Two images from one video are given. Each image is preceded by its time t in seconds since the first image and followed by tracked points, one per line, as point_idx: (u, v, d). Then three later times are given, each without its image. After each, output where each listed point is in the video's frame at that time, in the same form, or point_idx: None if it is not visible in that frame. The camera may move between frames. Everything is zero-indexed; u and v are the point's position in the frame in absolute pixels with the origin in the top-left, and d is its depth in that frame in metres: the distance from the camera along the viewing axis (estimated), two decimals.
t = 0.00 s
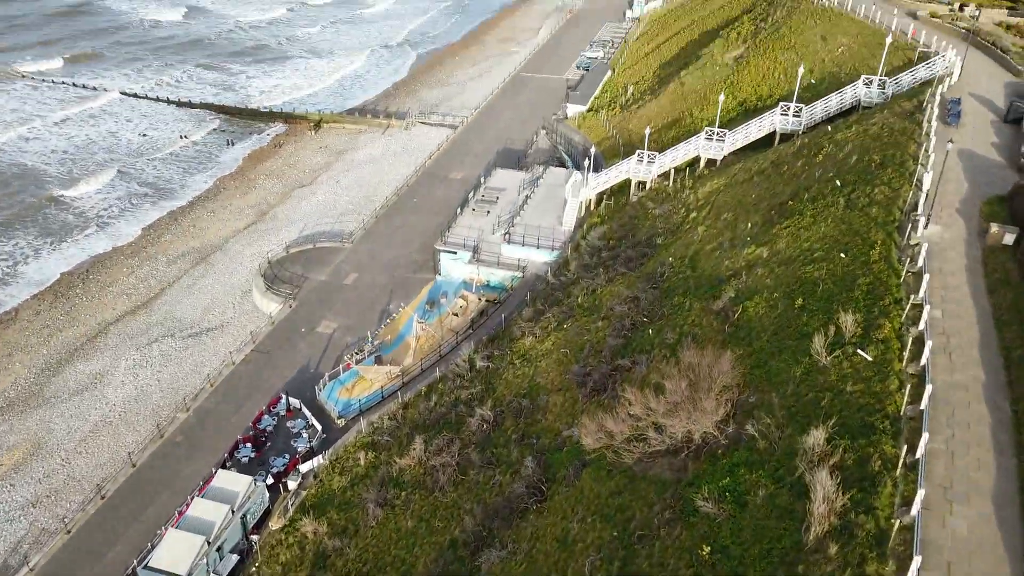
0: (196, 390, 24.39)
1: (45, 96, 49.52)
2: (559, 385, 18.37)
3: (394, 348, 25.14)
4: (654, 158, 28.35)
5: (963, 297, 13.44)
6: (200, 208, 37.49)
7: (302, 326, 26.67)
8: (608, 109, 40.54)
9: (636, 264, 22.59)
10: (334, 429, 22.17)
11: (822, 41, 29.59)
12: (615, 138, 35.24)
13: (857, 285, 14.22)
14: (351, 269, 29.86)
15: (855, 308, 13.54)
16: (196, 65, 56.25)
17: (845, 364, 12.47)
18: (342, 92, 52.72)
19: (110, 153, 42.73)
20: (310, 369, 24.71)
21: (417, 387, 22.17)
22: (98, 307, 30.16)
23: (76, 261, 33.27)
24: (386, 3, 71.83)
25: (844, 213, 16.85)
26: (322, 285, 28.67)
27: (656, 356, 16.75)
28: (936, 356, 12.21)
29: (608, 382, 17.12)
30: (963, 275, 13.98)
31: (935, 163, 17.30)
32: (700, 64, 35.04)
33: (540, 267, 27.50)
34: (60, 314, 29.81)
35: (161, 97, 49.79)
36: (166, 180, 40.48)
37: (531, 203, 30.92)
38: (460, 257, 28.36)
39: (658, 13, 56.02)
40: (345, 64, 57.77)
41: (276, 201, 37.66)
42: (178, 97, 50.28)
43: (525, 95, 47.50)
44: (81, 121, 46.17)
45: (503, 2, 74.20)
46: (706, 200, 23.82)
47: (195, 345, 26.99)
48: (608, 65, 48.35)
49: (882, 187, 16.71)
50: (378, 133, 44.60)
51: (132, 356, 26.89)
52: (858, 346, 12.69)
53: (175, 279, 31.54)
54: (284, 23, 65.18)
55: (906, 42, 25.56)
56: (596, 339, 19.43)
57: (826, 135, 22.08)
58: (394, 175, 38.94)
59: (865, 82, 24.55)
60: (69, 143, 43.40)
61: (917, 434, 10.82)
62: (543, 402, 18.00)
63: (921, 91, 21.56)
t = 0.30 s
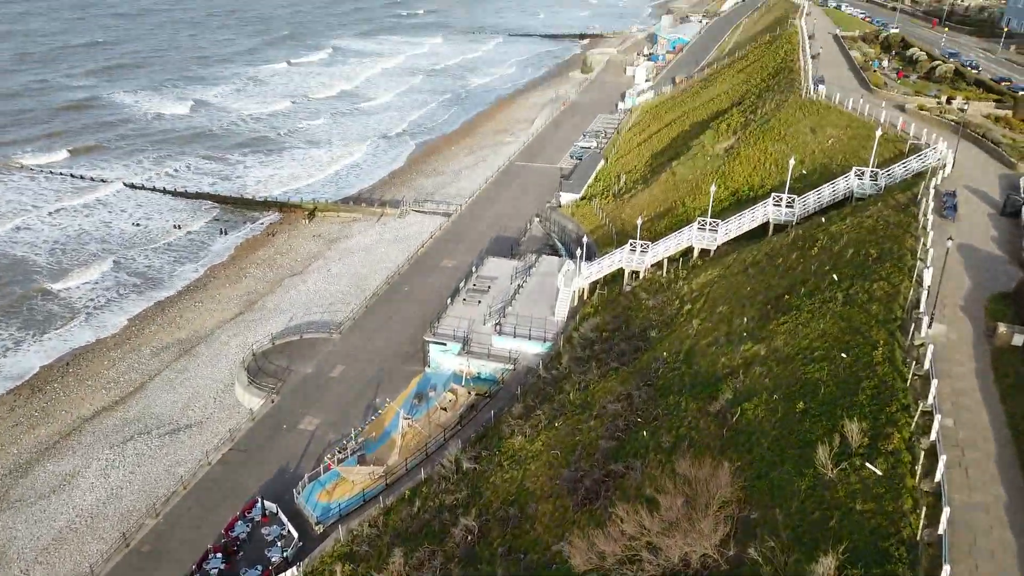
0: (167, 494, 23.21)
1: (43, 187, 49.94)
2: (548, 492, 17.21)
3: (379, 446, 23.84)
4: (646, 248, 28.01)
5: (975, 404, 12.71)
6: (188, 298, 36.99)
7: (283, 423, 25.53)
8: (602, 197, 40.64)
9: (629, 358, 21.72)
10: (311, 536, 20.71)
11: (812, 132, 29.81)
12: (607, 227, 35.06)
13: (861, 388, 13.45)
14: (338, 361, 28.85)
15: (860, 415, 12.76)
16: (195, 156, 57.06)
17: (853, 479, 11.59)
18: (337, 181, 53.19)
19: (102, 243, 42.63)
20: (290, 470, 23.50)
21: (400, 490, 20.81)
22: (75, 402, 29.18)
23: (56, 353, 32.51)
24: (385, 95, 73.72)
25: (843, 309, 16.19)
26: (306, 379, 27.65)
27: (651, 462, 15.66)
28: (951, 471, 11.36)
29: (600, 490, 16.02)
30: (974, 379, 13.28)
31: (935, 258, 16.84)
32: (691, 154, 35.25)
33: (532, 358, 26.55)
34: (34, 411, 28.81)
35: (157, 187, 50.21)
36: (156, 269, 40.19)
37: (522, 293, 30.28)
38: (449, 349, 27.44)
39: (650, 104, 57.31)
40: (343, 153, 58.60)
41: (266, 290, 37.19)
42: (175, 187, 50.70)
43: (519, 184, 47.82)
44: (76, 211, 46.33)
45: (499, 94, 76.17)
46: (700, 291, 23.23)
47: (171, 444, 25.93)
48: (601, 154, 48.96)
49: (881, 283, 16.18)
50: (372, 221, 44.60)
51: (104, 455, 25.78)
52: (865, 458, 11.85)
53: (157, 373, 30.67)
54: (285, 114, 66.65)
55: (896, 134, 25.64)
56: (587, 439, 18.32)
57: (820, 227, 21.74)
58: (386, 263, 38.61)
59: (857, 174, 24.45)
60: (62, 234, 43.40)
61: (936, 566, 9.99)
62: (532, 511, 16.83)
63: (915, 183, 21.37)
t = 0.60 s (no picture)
0: (138, 568, 22.10)
1: (34, 242, 49.54)
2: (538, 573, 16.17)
3: (363, 516, 22.55)
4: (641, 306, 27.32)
5: (992, 484, 12.01)
6: (173, 356, 36.19)
7: (264, 490, 24.36)
8: (596, 252, 40.12)
9: (624, 423, 20.78)
10: None
11: (807, 188, 29.41)
12: (602, 283, 34.37)
13: (869, 465, 12.88)
14: (323, 422, 27.74)
15: (869, 497, 12.31)
16: (189, 210, 56.88)
17: (864, 570, 11.20)
18: (331, 235, 52.86)
19: (89, 299, 42.02)
20: (268, 542, 22.36)
21: (381, 567, 19.85)
22: (50, 467, 28.12)
23: (34, 415, 31.55)
24: (381, 149, 74.08)
25: (846, 376, 15.42)
26: (289, 442, 26.52)
27: (644, 541, 14.49)
28: (970, 563, 10.70)
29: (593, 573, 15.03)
30: (988, 455, 12.56)
31: (940, 321, 16.19)
32: (686, 208, 34.82)
33: (524, 421, 25.44)
34: (7, 477, 27.71)
35: (149, 241, 49.86)
36: (142, 326, 39.48)
37: (515, 352, 29.33)
38: (439, 411, 26.33)
39: (645, 158, 57.41)
40: (338, 207, 58.50)
41: (254, 347, 36.41)
42: (167, 242, 50.33)
43: (513, 237, 47.37)
44: (65, 267, 45.80)
45: (495, 147, 76.58)
46: (696, 352, 22.41)
47: (147, 512, 24.86)
48: (597, 208, 48.69)
49: (884, 348, 15.50)
50: (365, 276, 44.07)
51: (75, 525, 24.66)
52: (876, 547, 11.43)
53: (137, 435, 29.67)
54: (281, 169, 66.80)
55: (894, 190, 25.22)
56: (579, 514, 17.31)
57: (820, 286, 21.04)
58: (376, 319, 37.87)
59: (854, 231, 23.91)
60: (49, 290, 42.79)
61: None
62: None
63: (915, 242, 20.79)
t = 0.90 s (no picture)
0: None
1: (16, 292, 48.75)
2: None
3: None
4: (632, 358, 26.45)
5: (1008, 564, 11.24)
6: (151, 410, 35.16)
7: (236, 556, 23.07)
8: (587, 300, 39.44)
9: (614, 485, 19.81)
10: None
11: (799, 236, 28.90)
12: (592, 332, 33.53)
13: (874, 540, 12.14)
14: (303, 481, 26.55)
15: None
16: (177, 259, 56.28)
17: None
18: (320, 283, 52.16)
19: (68, 351, 41.06)
20: None
21: None
22: (15, 531, 26.89)
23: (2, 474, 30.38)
24: (373, 196, 73.88)
25: (846, 439, 14.59)
26: (266, 502, 25.32)
27: None
28: None
29: None
30: (1002, 529, 11.81)
31: (943, 378, 15.44)
32: (677, 256, 34.22)
33: (512, 479, 24.24)
34: None
35: (134, 290, 49.12)
36: (121, 378, 38.50)
37: (504, 404, 28.21)
38: (423, 468, 25.13)
39: (636, 205, 57.23)
40: (328, 255, 57.95)
41: (235, 401, 35.40)
42: (152, 291, 49.56)
43: (503, 284, 46.70)
44: (47, 317, 44.92)
45: (487, 193, 76.49)
46: (689, 408, 21.48)
47: None
48: (588, 255, 48.18)
49: (886, 408, 14.71)
50: (352, 324, 43.21)
51: None
52: None
53: (108, 495, 28.50)
54: (272, 216, 66.43)
55: (888, 240, 24.71)
56: None
57: (816, 339, 20.27)
58: (362, 370, 36.89)
59: (849, 281, 23.27)
60: (27, 341, 41.86)
61: None
62: None
63: (912, 293, 20.13)
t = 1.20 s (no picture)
0: None
1: None
2: None
3: None
4: (609, 400, 25.62)
5: None
6: (110, 460, 33.70)
7: None
8: (564, 339, 38.67)
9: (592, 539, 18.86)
10: None
11: (777, 273, 28.47)
12: (569, 372, 32.67)
13: None
14: (266, 535, 25.25)
15: None
16: (146, 299, 54.93)
17: None
18: (292, 323, 50.99)
19: (26, 397, 39.52)
20: None
21: None
22: None
23: None
24: (348, 233, 73.01)
25: (833, 493, 13.86)
26: (227, 559, 24.01)
27: None
28: None
29: None
30: None
31: (930, 425, 14.80)
32: (654, 293, 33.65)
33: (486, 530, 23.22)
34: None
35: (99, 333, 47.67)
36: (80, 426, 37.02)
37: (478, 449, 27.15)
38: (391, 520, 23.83)
39: (613, 240, 56.91)
40: (301, 293, 56.87)
41: (199, 448, 34.07)
42: (118, 333, 48.10)
43: (479, 322, 45.80)
44: (6, 362, 43.33)
45: (464, 229, 75.96)
46: (668, 454, 20.64)
47: None
48: (566, 291, 47.55)
49: (872, 459, 14.00)
50: (323, 366, 42.00)
51: None
52: None
53: (59, 553, 26.99)
54: (245, 255, 65.30)
55: (867, 277, 24.30)
56: None
57: (796, 382, 19.59)
58: (333, 413, 35.67)
59: (829, 319, 22.73)
60: None
61: None
62: None
63: (894, 333, 19.59)
